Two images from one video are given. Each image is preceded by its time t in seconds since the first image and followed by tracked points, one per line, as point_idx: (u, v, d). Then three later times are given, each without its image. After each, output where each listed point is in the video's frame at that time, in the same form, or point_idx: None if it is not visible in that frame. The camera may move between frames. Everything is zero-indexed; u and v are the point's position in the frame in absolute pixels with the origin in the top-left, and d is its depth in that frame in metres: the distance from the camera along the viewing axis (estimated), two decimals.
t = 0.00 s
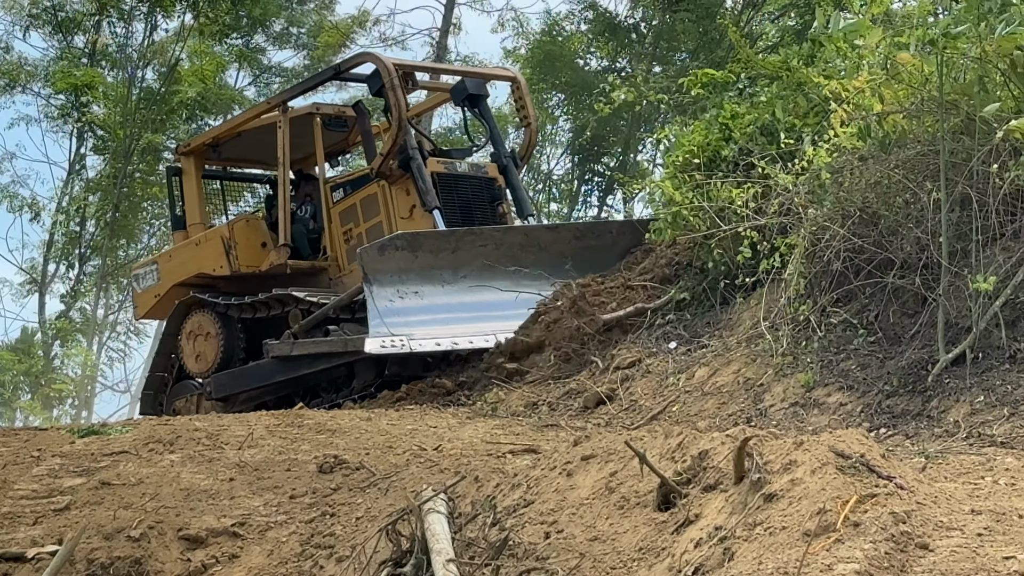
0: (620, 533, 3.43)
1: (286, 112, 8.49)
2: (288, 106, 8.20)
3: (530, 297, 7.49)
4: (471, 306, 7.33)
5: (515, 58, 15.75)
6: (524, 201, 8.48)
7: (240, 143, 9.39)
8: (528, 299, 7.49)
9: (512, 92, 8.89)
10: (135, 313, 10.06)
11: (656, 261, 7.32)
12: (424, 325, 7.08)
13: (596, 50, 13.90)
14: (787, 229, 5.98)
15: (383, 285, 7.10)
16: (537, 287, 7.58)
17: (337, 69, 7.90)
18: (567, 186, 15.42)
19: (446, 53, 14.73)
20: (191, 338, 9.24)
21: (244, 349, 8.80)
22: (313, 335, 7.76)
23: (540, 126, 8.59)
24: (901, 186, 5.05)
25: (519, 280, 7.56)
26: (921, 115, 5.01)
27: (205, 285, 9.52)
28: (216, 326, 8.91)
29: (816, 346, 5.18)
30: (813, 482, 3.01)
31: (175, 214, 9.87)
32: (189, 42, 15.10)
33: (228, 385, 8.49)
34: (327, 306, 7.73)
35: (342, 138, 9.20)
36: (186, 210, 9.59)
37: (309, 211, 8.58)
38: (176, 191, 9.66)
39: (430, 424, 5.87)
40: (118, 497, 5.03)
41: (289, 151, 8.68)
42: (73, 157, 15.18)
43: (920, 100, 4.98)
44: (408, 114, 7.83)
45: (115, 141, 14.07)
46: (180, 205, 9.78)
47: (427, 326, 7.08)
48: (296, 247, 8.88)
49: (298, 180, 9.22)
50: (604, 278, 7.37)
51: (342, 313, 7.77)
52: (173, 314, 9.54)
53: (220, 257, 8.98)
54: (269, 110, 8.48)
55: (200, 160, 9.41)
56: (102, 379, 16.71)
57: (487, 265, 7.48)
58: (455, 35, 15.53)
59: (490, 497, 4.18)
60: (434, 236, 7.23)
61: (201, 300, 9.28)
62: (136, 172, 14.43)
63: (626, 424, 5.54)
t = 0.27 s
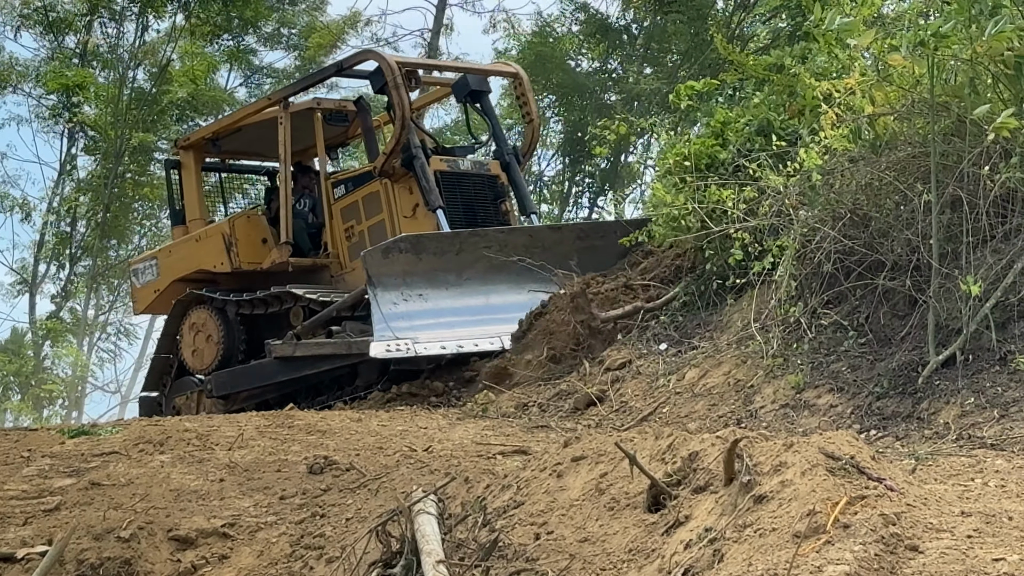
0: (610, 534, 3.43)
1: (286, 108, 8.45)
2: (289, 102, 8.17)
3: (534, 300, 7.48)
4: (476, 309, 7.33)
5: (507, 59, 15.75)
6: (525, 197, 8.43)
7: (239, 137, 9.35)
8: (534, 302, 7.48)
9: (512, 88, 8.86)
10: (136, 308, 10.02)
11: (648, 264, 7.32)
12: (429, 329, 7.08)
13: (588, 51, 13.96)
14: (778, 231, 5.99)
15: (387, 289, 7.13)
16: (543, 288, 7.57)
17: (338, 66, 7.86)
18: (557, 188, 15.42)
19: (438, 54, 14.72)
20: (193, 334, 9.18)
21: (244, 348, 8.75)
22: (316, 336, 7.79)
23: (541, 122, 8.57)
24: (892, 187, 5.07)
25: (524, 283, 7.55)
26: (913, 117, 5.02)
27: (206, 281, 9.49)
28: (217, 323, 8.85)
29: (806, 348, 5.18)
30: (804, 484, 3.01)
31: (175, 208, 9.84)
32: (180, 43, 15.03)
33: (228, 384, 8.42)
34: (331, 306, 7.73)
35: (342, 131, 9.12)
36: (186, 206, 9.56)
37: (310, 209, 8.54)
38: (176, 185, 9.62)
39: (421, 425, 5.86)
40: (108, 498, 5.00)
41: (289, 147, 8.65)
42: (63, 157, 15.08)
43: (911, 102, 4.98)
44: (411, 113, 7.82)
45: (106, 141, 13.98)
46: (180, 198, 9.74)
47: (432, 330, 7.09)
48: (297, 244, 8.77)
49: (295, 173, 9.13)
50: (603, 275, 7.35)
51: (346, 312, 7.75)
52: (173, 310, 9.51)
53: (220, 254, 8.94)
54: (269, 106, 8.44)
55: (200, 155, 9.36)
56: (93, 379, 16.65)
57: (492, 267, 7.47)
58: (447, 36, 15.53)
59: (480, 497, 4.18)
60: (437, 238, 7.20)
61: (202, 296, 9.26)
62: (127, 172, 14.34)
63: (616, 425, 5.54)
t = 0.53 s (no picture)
0: (600, 536, 3.43)
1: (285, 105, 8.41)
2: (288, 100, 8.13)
3: (534, 302, 7.43)
4: (477, 310, 7.29)
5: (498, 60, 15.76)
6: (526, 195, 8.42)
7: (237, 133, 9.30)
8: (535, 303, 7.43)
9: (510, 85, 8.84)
10: (132, 305, 9.94)
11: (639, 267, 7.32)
12: (430, 329, 7.03)
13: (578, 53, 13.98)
14: (768, 232, 6.00)
15: (388, 289, 7.10)
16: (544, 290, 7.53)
17: (338, 65, 7.83)
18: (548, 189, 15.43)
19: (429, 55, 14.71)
20: (192, 332, 9.13)
21: (243, 347, 8.74)
22: (317, 335, 7.72)
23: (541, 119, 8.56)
24: (882, 189, 5.08)
25: (524, 284, 7.52)
26: (903, 120, 5.04)
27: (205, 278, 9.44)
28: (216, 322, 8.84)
29: (796, 350, 5.19)
30: (794, 485, 3.02)
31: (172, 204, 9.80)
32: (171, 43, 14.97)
33: (228, 383, 8.38)
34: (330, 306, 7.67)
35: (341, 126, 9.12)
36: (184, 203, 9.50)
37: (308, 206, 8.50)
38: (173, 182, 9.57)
39: (411, 427, 5.84)
40: (98, 498, 4.98)
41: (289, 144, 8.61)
42: (53, 158, 14.99)
43: (902, 104, 5.02)
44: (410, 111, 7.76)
45: (96, 142, 13.90)
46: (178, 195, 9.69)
47: (433, 331, 7.03)
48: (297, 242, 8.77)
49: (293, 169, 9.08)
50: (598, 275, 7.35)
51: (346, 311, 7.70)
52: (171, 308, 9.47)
53: (219, 252, 8.90)
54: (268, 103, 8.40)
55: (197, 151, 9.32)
56: (82, 380, 16.59)
57: (493, 268, 7.45)
58: (438, 37, 15.53)
59: (470, 499, 4.17)
60: (438, 238, 7.19)
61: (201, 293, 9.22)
62: (117, 173, 14.26)
63: (606, 426, 5.54)
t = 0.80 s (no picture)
0: (592, 537, 3.43)
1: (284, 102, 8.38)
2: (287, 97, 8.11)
3: (537, 300, 7.35)
4: (479, 310, 7.22)
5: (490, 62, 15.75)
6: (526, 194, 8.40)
7: (236, 131, 9.27)
8: (537, 302, 7.35)
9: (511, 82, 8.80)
10: (130, 303, 9.90)
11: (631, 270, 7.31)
12: (431, 329, 6.98)
13: (570, 55, 13.98)
14: (760, 234, 6.00)
15: (389, 288, 7.04)
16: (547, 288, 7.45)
17: (337, 62, 7.81)
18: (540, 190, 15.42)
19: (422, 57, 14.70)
20: (189, 329, 9.08)
21: (242, 347, 8.74)
22: (316, 334, 7.70)
23: (540, 117, 8.54)
24: (875, 192, 5.10)
25: (527, 282, 7.43)
26: (894, 122, 5.10)
27: (203, 276, 9.39)
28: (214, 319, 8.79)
29: (788, 352, 5.20)
30: (785, 487, 3.02)
31: (170, 201, 9.77)
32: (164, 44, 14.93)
33: (229, 381, 8.29)
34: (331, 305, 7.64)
35: (339, 123, 9.09)
36: (182, 200, 9.47)
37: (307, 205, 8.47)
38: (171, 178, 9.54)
39: (402, 428, 5.84)
40: (89, 499, 4.96)
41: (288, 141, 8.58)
42: (45, 158, 14.91)
43: (894, 107, 5.07)
44: (410, 109, 7.73)
45: (89, 142, 13.84)
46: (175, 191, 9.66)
47: (435, 331, 6.99)
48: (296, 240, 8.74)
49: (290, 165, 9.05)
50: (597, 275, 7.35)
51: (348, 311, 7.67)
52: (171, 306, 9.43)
53: (218, 250, 8.85)
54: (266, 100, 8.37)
55: (195, 148, 9.29)
56: (73, 381, 16.52)
57: (495, 266, 7.35)
58: (431, 38, 15.52)
59: (462, 500, 4.17)
60: (440, 238, 7.10)
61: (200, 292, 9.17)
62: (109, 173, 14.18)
63: (598, 428, 5.55)
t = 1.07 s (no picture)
0: (585, 540, 3.43)
1: (284, 100, 8.37)
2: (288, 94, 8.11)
3: (537, 300, 7.41)
4: (482, 309, 7.25)
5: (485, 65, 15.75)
6: (527, 190, 8.36)
7: (235, 130, 9.25)
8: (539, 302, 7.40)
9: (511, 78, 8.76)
10: (131, 302, 9.86)
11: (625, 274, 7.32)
12: (434, 327, 6.99)
13: (564, 58, 13.97)
14: (754, 237, 6.01)
15: (392, 286, 7.06)
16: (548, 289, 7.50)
17: (338, 60, 7.80)
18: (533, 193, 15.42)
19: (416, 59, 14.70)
20: (190, 329, 9.07)
21: (243, 346, 8.70)
22: (318, 333, 7.69)
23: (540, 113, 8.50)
24: (868, 195, 5.11)
25: (528, 282, 7.48)
26: (889, 125, 5.09)
27: (204, 274, 9.37)
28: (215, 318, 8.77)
29: (781, 355, 5.21)
30: (778, 490, 3.02)
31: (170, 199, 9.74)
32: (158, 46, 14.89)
33: (229, 381, 8.26)
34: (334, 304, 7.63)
35: (339, 122, 9.08)
36: (182, 199, 9.45)
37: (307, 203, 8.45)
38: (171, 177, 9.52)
39: (396, 430, 5.83)
40: (82, 501, 4.94)
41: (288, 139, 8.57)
42: (39, 160, 14.86)
43: (889, 109, 5.08)
44: (412, 109, 7.75)
45: (82, 143, 13.80)
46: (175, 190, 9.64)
47: (437, 329, 7.00)
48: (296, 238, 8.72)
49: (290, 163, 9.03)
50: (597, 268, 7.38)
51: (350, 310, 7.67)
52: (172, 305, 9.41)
53: (219, 249, 8.84)
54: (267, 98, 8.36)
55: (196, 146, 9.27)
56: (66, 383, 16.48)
57: (498, 265, 7.39)
58: (425, 41, 15.51)
59: (455, 503, 4.16)
60: (443, 236, 7.14)
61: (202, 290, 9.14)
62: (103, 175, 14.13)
63: (591, 430, 5.55)
